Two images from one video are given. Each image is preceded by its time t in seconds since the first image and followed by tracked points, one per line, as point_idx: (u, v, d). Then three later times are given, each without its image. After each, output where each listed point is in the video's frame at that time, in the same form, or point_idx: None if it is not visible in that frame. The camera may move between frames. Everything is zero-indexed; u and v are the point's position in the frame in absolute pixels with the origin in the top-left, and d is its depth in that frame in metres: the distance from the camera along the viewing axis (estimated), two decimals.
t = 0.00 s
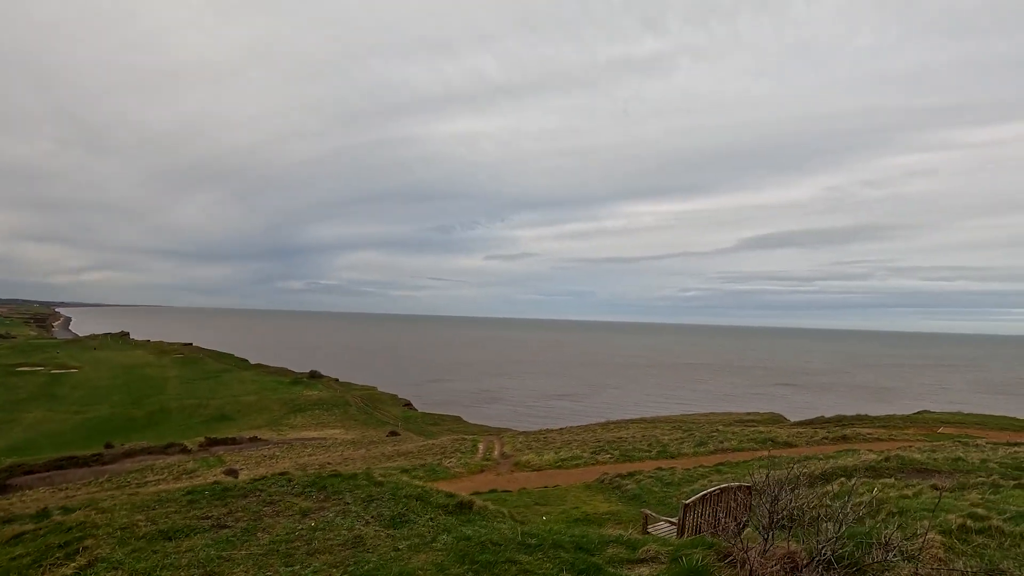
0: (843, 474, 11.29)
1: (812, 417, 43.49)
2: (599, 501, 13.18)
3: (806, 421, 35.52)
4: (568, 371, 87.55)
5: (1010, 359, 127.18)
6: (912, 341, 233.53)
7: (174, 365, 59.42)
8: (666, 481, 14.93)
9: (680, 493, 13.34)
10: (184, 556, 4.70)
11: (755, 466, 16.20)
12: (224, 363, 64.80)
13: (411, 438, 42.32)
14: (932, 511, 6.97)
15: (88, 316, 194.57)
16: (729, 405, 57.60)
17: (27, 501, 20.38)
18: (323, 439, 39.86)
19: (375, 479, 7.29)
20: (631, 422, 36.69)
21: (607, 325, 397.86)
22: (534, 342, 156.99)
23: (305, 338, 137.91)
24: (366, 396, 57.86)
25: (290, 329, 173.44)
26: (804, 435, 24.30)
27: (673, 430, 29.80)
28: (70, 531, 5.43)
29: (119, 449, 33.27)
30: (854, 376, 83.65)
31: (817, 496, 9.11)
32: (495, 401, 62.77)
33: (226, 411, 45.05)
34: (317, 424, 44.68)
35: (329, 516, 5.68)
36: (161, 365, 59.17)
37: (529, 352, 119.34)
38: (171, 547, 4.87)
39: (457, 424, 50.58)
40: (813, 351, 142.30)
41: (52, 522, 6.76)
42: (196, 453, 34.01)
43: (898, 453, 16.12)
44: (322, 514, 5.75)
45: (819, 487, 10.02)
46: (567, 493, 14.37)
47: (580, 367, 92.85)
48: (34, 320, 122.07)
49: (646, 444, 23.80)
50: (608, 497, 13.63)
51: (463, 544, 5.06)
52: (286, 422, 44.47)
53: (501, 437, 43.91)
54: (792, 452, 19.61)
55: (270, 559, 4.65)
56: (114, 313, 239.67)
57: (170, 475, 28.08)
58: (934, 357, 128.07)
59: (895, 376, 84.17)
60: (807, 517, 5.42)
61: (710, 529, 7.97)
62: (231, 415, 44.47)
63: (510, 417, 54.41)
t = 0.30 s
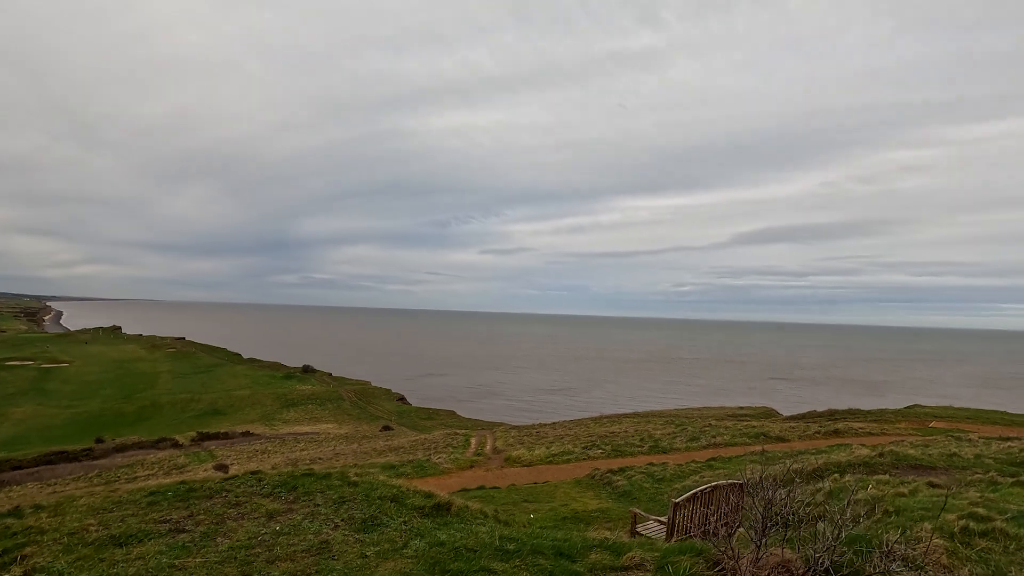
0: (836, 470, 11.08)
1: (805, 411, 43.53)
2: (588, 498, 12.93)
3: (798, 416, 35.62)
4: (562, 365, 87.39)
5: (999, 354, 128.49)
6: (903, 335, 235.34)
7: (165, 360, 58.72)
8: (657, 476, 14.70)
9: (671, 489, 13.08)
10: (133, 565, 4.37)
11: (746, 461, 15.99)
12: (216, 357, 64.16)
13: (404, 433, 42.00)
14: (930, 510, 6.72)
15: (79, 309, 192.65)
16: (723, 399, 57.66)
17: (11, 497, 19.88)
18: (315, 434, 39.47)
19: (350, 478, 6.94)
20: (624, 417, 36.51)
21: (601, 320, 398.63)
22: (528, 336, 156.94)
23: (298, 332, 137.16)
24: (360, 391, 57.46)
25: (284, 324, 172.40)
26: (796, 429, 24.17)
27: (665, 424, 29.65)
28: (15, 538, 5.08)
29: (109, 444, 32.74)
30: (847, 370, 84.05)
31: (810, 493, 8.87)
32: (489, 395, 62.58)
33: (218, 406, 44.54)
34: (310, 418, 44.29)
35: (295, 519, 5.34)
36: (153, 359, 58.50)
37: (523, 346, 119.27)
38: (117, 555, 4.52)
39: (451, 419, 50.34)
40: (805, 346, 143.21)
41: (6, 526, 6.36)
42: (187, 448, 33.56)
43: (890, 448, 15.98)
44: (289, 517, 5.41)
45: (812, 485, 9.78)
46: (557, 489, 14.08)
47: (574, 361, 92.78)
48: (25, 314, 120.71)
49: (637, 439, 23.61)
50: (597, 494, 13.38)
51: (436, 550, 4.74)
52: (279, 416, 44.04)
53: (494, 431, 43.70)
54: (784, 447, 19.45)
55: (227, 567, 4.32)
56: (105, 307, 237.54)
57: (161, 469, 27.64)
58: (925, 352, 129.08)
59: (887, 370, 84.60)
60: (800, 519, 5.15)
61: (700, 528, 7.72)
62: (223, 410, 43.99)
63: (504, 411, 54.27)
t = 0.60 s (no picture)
0: (809, 459, 11.06)
1: (778, 399, 44.30)
2: (564, 489, 12.75)
3: (771, 403, 36.11)
4: (541, 356, 87.55)
5: (960, 342, 133.42)
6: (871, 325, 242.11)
7: (134, 353, 56.93)
8: (633, 466, 14.59)
9: (648, 480, 12.94)
10: None
11: (721, 450, 15.98)
12: (188, 351, 62.51)
13: (382, 425, 41.49)
14: (906, 499, 6.63)
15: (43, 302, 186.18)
16: (699, 388, 58.39)
17: None
18: (290, 427, 38.65)
19: (310, 476, 6.57)
20: (602, 407, 36.59)
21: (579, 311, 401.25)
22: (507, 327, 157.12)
23: (274, 325, 134.90)
24: (336, 384, 56.63)
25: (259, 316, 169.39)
26: (770, 417, 24.41)
27: (642, 414, 29.78)
28: None
29: (75, 441, 31.55)
30: (818, 358, 86.04)
31: (785, 483, 8.80)
32: (468, 387, 62.32)
33: (190, 400, 43.36)
34: (286, 412, 43.46)
35: (244, 522, 4.97)
36: (121, 353, 56.69)
37: (502, 338, 119.25)
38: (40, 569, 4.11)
39: (430, 410, 49.97)
40: (777, 336, 146.44)
41: None
42: (157, 443, 32.52)
43: (862, 435, 16.14)
44: (237, 519, 5.03)
45: (787, 474, 9.71)
46: (532, 482, 13.80)
47: (553, 352, 93.05)
48: None
49: (614, 429, 23.55)
50: (573, 485, 13.21)
51: (395, 553, 4.42)
52: (254, 410, 43.10)
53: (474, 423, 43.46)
54: (758, 435, 19.55)
55: None
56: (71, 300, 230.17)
57: (130, 466, 26.72)
58: (891, 340, 133.27)
59: (857, 358, 86.78)
60: (779, 512, 4.96)
61: (676, 519, 7.55)
62: (196, 404, 42.85)
63: (483, 402, 54.12)
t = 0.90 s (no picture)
0: (779, 455, 11.00)
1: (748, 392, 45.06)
2: (534, 490, 12.47)
3: (741, 396, 36.63)
4: (515, 351, 87.41)
5: (917, 334, 138.62)
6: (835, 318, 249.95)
7: (94, 352, 54.61)
8: (604, 464, 14.40)
9: (619, 478, 12.75)
10: None
11: (693, 446, 15.92)
12: (151, 348, 60.30)
13: (354, 423, 40.68)
14: (876, 498, 6.53)
15: None
16: (672, 382, 59.08)
17: None
18: (259, 427, 37.47)
19: (259, 485, 6.13)
20: (575, 402, 36.55)
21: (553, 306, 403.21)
22: (481, 323, 156.73)
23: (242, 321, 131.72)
24: (307, 381, 55.37)
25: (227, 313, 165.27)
26: (740, 411, 24.63)
27: (614, 409, 29.81)
28: None
29: (29, 444, 29.98)
30: (786, 352, 88.06)
31: (756, 481, 8.70)
32: (441, 383, 61.77)
33: (153, 399, 41.76)
34: (254, 410, 42.24)
35: (174, 541, 4.52)
36: (80, 351, 54.30)
37: (476, 333, 118.85)
38: None
39: (403, 407, 49.28)
40: (745, 329, 149.70)
41: None
42: (117, 445, 31.11)
43: (829, 428, 16.28)
44: (168, 539, 4.57)
45: (757, 472, 9.61)
46: (501, 482, 13.52)
47: (527, 348, 93.03)
48: None
49: (586, 425, 23.43)
50: (544, 485, 12.95)
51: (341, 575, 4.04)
52: (221, 409, 41.75)
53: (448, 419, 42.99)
54: (728, 429, 19.63)
55: None
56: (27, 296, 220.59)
57: (88, 469, 25.47)
58: (853, 333, 137.69)
59: (823, 351, 89.04)
60: (753, 518, 4.76)
61: (647, 520, 7.37)
62: (160, 403, 41.29)
63: (457, 399, 53.68)
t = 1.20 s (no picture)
0: (737, 451, 11.07)
1: (711, 387, 45.96)
2: (495, 489, 12.27)
3: (704, 392, 37.29)
4: (483, 348, 87.17)
5: (870, 330, 144.17)
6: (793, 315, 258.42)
7: (41, 350, 51.83)
8: (566, 462, 14.31)
9: (581, 476, 12.65)
10: None
11: (655, 442, 15.96)
12: (104, 346, 57.65)
13: (319, 422, 39.73)
14: (830, 496, 6.54)
15: None
16: (638, 377, 59.83)
17: None
18: (219, 426, 36.17)
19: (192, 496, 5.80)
20: (542, 399, 36.57)
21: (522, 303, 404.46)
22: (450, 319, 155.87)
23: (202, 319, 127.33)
24: (270, 379, 53.85)
25: (187, 309, 159.58)
26: (702, 406, 25.02)
27: (580, 405, 29.87)
28: None
29: None
30: (747, 348, 90.44)
31: (714, 479, 8.69)
32: (409, 380, 61.00)
33: (106, 399, 39.88)
34: (215, 409, 40.80)
35: (85, 562, 4.17)
36: (27, 350, 51.49)
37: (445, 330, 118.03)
38: None
39: (370, 405, 48.43)
40: (709, 326, 153.20)
41: None
42: (66, 447, 29.53)
43: (788, 423, 16.60)
44: (75, 560, 4.22)
45: (716, 469, 9.62)
46: (462, 482, 13.25)
47: (495, 344, 92.82)
48: None
49: (551, 421, 23.34)
50: (505, 484, 12.76)
51: None
52: (179, 408, 40.17)
53: (415, 416, 42.40)
54: (690, 425, 19.84)
55: None
56: None
57: (32, 473, 24.05)
58: (810, 329, 142.43)
59: (782, 347, 91.79)
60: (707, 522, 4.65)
61: (605, 522, 7.22)
62: (113, 403, 39.47)
63: (425, 396, 53.11)
